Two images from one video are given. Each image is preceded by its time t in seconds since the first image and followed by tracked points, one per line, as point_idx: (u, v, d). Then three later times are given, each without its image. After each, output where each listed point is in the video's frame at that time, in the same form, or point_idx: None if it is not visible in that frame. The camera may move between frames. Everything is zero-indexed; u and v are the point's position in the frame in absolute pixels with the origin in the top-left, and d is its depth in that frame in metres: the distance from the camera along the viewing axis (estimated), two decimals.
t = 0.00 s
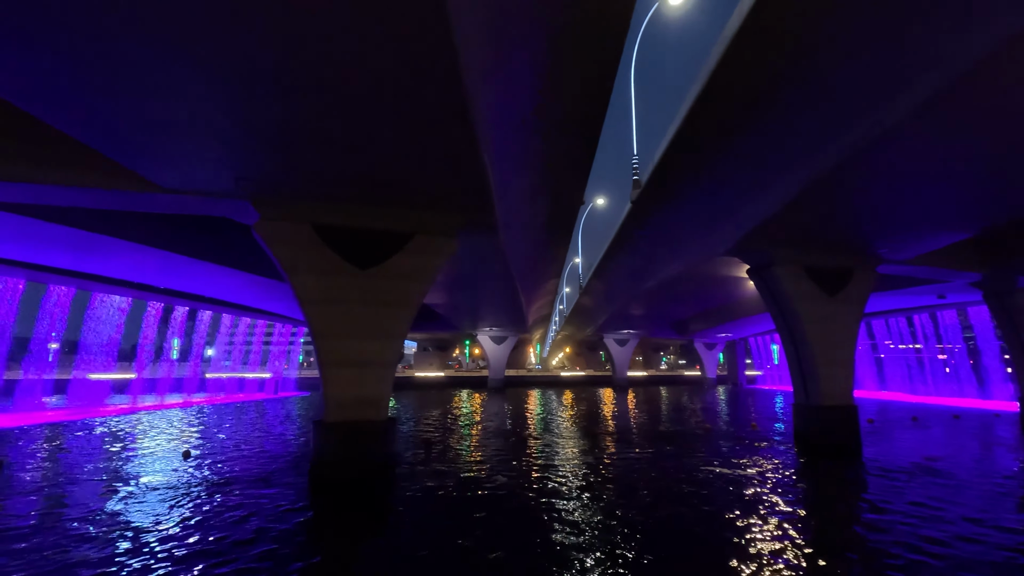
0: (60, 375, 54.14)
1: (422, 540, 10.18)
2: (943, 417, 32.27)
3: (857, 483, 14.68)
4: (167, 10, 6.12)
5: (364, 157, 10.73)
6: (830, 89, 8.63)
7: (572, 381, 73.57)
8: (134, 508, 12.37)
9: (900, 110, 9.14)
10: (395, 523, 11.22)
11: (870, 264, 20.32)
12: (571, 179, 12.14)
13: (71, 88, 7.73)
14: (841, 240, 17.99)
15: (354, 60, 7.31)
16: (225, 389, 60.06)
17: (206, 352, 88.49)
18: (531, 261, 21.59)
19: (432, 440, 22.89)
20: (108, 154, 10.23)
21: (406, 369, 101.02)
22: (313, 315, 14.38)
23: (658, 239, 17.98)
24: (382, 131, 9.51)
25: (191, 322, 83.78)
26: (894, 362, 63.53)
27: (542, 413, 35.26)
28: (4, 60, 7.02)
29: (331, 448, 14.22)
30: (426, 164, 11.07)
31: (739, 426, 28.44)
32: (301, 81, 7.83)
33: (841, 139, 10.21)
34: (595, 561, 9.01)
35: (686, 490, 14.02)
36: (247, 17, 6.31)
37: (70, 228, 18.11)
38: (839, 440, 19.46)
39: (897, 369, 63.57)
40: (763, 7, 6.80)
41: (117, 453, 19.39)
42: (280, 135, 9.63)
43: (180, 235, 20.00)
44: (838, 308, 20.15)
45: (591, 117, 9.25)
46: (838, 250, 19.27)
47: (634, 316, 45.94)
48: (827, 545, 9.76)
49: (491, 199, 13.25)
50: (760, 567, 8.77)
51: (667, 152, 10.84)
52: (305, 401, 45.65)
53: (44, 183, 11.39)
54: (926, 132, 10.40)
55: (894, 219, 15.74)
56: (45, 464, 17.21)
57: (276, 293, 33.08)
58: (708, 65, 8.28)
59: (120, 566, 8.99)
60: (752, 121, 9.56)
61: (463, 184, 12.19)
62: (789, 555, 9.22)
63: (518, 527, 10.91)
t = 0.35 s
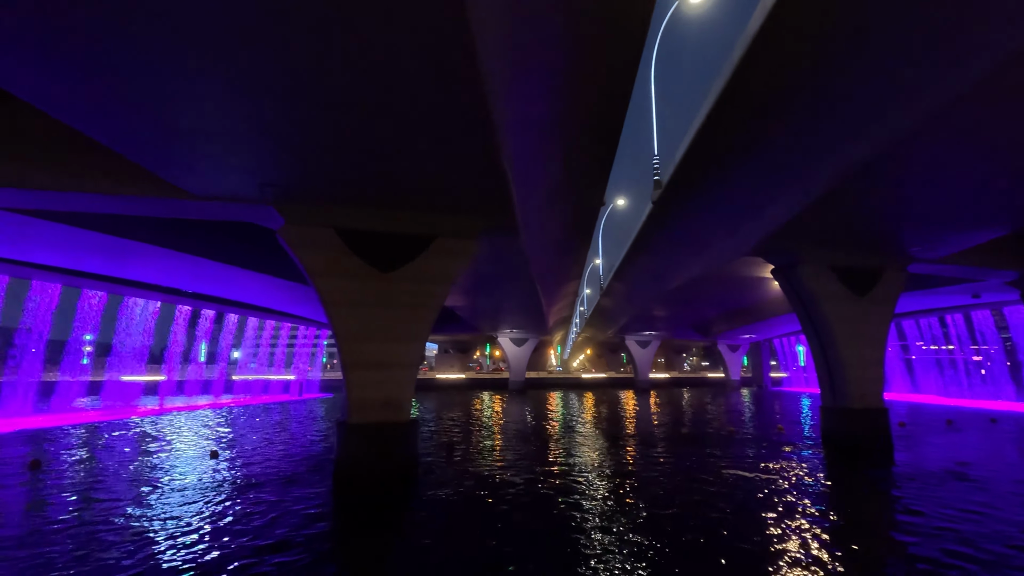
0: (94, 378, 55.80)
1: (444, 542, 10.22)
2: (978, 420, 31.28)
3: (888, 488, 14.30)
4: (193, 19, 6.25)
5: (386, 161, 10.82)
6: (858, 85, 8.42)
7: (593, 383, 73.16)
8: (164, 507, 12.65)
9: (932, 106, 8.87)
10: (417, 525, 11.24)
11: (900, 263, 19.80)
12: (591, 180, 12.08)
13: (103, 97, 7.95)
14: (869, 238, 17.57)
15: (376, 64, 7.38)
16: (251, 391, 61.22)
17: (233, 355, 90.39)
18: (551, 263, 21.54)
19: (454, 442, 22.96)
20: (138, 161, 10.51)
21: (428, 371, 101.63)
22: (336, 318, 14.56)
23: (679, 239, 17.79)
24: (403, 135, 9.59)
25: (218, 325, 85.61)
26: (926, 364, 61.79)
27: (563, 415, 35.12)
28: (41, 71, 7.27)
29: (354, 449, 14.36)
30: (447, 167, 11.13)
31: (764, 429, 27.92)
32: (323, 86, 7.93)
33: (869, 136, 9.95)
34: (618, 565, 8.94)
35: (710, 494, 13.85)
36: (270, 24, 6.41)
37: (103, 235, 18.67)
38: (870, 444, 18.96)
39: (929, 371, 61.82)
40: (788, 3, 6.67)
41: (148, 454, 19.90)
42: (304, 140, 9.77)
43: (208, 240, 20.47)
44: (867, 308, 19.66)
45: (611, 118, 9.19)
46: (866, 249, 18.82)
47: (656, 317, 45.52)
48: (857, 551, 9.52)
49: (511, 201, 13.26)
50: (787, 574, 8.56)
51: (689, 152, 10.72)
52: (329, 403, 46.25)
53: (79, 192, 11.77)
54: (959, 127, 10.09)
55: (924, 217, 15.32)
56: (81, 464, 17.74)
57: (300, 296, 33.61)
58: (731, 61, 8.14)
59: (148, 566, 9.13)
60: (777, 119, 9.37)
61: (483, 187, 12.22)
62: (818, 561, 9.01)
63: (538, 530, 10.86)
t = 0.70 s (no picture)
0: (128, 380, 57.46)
1: (468, 544, 10.23)
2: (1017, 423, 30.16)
3: (923, 494, 13.89)
4: (220, 26, 6.37)
5: (408, 164, 10.91)
6: (888, 79, 8.19)
7: (616, 384, 72.57)
8: (194, 507, 12.91)
9: (967, 99, 8.59)
10: (441, 526, 11.29)
11: (933, 261, 19.24)
12: (613, 181, 12.03)
13: (135, 106, 8.18)
14: (900, 237, 17.12)
15: (397, 67, 7.44)
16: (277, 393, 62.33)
17: (260, 357, 92.21)
18: (573, 264, 21.46)
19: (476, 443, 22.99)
20: (169, 167, 10.78)
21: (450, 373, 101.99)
22: (360, 321, 14.75)
23: (703, 239, 17.58)
24: (425, 139, 9.68)
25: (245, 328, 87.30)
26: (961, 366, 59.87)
27: (585, 417, 34.93)
28: (76, 81, 7.51)
29: (378, 451, 14.51)
30: (469, 170, 11.22)
31: (791, 432, 27.35)
32: (346, 91, 8.03)
33: (900, 132, 9.69)
34: (643, 570, 8.87)
35: (737, 498, 13.60)
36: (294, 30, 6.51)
37: (137, 241, 19.22)
38: (903, 448, 18.45)
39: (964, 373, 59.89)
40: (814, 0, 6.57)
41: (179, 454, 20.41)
42: (328, 145, 9.91)
43: (236, 245, 20.95)
44: (898, 308, 19.15)
45: (633, 117, 9.11)
46: (896, 247, 18.34)
47: (679, 318, 45.00)
48: (890, 560, 9.28)
49: (532, 202, 13.26)
50: None
51: (712, 151, 10.62)
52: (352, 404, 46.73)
53: (113, 199, 12.15)
54: (994, 121, 9.78)
55: (958, 214, 14.87)
56: (116, 463, 18.29)
57: (325, 299, 34.12)
58: (755, 57, 8.00)
59: (179, 565, 9.31)
60: (804, 115, 9.17)
61: (505, 189, 12.27)
62: (849, 569, 8.82)
63: (561, 534, 10.80)
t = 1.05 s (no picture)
0: (162, 381, 59.20)
1: (491, 546, 10.24)
2: None
3: (962, 500, 13.43)
4: (246, 36, 6.53)
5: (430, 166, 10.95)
6: (924, 68, 7.88)
7: (641, 386, 71.90)
8: (223, 506, 13.14)
9: (1005, 90, 8.30)
10: (466, 528, 11.37)
11: (970, 259, 18.61)
12: (636, 180, 11.94)
13: (166, 112, 8.36)
14: (935, 234, 16.59)
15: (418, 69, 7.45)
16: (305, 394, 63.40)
17: (288, 359, 94.25)
18: (596, 265, 21.34)
19: (501, 445, 23.03)
20: (200, 174, 11.07)
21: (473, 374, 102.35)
22: (385, 323, 14.92)
23: (728, 239, 17.32)
24: (448, 142, 9.76)
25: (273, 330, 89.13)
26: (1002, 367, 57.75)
27: (609, 419, 34.74)
28: (110, 90, 7.72)
29: (404, 451, 14.65)
30: (491, 172, 11.26)
31: (822, 435, 26.73)
32: (367, 94, 8.07)
33: (934, 126, 9.40)
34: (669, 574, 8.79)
35: (766, 503, 13.32)
36: (315, 34, 6.54)
37: (170, 246, 19.76)
38: (940, 452, 17.86)
39: (1005, 374, 57.73)
40: None
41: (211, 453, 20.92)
42: (351, 148, 9.99)
43: (264, 248, 21.40)
44: (934, 307, 18.56)
45: (657, 115, 9.01)
46: (931, 245, 17.79)
47: (705, 318, 44.39)
48: (926, 567, 9.02)
49: (554, 202, 13.17)
50: None
51: (737, 149, 10.45)
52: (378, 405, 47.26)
53: (147, 205, 12.53)
54: None
55: (997, 209, 14.35)
56: (151, 462, 18.86)
57: (351, 301, 34.59)
58: (781, 51, 7.81)
59: (207, 563, 9.44)
60: (835, 108, 8.89)
61: (527, 190, 12.28)
62: None
63: (585, 537, 10.71)
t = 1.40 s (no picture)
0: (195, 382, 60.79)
1: (515, 549, 10.21)
2: None
3: (1005, 507, 12.93)
4: (276, 45, 6.70)
5: (454, 169, 11.05)
6: (961, 58, 7.62)
7: (666, 388, 71.07)
8: (254, 504, 13.46)
9: None
10: (491, 529, 11.43)
11: (1011, 256, 17.94)
12: (660, 180, 11.84)
13: (198, 119, 8.58)
14: (973, 231, 16.05)
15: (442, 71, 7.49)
16: (332, 395, 64.38)
17: (315, 361, 95.93)
18: (620, 266, 21.19)
19: (525, 447, 23.02)
20: (231, 180, 11.38)
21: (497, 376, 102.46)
22: (410, 324, 15.08)
23: (755, 238, 17.03)
24: (471, 145, 9.84)
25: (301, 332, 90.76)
26: None
27: (635, 421, 34.43)
28: (144, 98, 7.95)
29: (429, 452, 14.79)
30: (514, 174, 11.29)
31: (855, 438, 26.01)
32: (392, 98, 8.15)
33: (971, 119, 9.11)
34: None
35: (797, 508, 13.00)
36: (342, 41, 6.69)
37: (202, 251, 20.29)
38: (981, 456, 17.23)
39: None
40: None
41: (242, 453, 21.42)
42: (376, 152, 10.13)
43: (292, 252, 21.82)
44: (973, 307, 17.94)
45: (681, 114, 8.94)
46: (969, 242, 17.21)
47: (732, 319, 43.67)
48: None
49: (578, 202, 13.13)
50: None
51: (764, 147, 10.29)
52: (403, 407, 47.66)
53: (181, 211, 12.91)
54: None
55: None
56: (185, 461, 19.41)
57: (376, 304, 35.00)
58: (809, 46, 7.68)
59: (237, 563, 9.56)
60: (867, 102, 8.66)
61: (550, 191, 12.28)
62: None
63: (610, 541, 10.61)
